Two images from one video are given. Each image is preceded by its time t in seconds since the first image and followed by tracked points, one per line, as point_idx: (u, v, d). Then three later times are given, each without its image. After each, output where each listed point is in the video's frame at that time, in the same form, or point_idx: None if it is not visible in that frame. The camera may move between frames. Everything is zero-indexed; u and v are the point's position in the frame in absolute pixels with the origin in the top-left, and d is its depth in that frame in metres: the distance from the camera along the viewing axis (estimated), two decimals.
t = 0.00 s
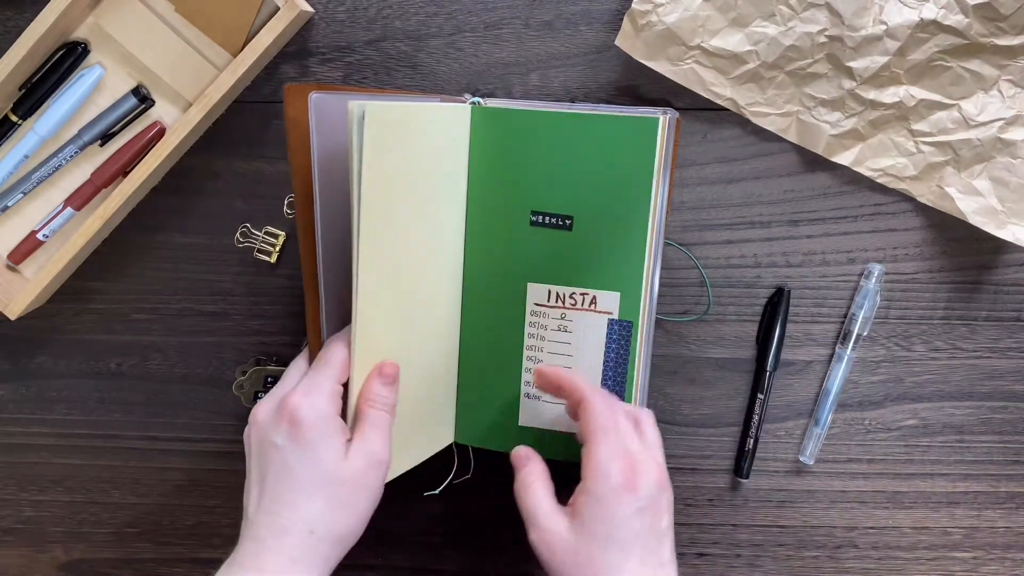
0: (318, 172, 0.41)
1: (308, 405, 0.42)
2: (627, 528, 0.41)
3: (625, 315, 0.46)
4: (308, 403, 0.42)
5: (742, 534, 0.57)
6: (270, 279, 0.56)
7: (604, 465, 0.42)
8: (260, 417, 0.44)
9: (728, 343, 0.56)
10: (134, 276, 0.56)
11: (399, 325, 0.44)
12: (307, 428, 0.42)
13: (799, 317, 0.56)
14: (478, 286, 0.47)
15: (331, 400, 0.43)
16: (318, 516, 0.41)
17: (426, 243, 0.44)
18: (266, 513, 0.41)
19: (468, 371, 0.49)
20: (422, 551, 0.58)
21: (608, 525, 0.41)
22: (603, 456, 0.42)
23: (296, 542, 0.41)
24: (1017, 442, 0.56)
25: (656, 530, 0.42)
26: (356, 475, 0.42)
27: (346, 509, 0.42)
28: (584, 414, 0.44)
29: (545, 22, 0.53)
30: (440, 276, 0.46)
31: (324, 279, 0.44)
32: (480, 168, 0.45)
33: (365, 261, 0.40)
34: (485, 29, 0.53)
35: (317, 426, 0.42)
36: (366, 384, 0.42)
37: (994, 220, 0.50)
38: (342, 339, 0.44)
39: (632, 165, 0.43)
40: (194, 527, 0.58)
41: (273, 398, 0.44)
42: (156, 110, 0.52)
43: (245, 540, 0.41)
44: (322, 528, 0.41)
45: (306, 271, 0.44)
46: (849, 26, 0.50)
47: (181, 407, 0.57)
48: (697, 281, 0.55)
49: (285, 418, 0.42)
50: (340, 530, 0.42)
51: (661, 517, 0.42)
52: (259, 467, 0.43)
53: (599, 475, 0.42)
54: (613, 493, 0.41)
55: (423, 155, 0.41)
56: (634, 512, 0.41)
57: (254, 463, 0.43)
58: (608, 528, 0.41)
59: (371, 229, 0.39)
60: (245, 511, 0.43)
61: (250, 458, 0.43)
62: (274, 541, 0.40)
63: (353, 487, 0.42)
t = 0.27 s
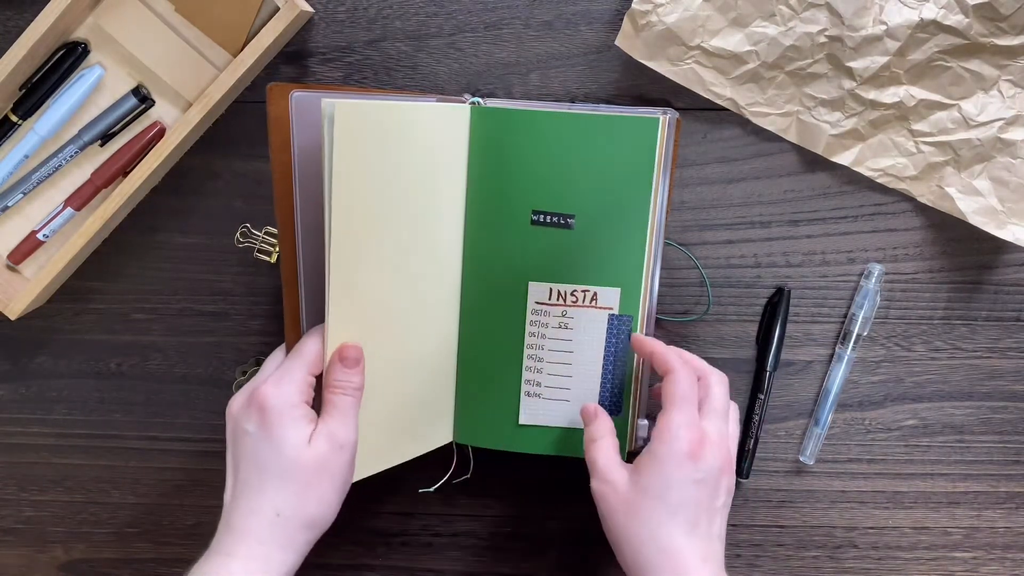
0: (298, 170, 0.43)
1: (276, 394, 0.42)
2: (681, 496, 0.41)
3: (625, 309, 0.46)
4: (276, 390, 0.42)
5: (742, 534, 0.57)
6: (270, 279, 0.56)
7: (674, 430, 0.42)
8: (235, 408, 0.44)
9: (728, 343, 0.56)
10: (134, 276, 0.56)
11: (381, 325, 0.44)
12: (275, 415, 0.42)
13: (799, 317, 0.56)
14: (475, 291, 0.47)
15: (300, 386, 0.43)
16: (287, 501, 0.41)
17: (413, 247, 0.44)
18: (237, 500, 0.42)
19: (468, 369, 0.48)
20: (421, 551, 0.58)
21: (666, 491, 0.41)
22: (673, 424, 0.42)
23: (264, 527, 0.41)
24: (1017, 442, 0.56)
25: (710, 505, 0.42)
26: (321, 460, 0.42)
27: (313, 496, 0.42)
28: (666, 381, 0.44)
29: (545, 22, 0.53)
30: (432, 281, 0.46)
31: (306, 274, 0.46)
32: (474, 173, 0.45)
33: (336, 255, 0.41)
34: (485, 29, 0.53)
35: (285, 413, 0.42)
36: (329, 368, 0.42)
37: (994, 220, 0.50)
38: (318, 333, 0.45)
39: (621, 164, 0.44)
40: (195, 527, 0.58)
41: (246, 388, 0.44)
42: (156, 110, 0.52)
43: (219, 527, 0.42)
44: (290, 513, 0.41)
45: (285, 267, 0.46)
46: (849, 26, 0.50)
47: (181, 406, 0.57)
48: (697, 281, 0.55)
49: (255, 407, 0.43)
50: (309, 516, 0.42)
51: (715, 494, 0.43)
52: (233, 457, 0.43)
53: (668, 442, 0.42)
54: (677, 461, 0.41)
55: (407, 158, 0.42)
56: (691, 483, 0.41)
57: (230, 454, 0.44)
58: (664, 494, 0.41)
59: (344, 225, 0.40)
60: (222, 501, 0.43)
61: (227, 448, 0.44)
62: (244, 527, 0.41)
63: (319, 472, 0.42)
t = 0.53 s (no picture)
0: (293, 170, 0.43)
1: (265, 389, 0.42)
2: (685, 485, 0.41)
3: (624, 311, 0.46)
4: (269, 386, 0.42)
5: (742, 534, 0.57)
6: (270, 279, 0.56)
7: (677, 420, 0.42)
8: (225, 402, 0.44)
9: (728, 343, 0.56)
10: (134, 276, 0.56)
11: (380, 325, 0.44)
12: (268, 410, 0.42)
13: (799, 317, 0.56)
14: (474, 290, 0.47)
15: (293, 381, 0.43)
16: (280, 495, 0.41)
17: (412, 247, 0.44)
18: (229, 495, 0.42)
19: (466, 369, 0.48)
20: (421, 550, 0.58)
21: (669, 479, 0.41)
22: (676, 413, 0.42)
23: (257, 521, 0.41)
24: (1017, 442, 0.56)
25: (714, 495, 0.42)
26: (315, 455, 0.42)
27: (306, 490, 0.42)
28: (669, 371, 0.44)
29: (545, 22, 0.53)
30: (431, 281, 0.45)
31: (303, 273, 0.46)
32: (473, 171, 0.45)
33: (334, 256, 0.41)
34: (485, 29, 0.53)
35: (277, 408, 0.42)
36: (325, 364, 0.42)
37: (994, 220, 0.50)
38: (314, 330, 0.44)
39: (619, 164, 0.44)
40: (194, 527, 0.58)
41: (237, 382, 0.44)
42: (156, 110, 0.52)
43: (211, 522, 0.42)
44: (283, 508, 0.41)
45: (282, 266, 0.46)
46: (849, 26, 0.50)
47: (181, 406, 0.57)
48: (697, 281, 0.55)
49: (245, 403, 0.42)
50: (302, 510, 0.42)
51: (720, 485, 0.42)
52: (223, 452, 0.43)
53: (671, 431, 0.42)
54: (681, 450, 0.41)
55: (406, 158, 0.42)
56: (695, 473, 0.41)
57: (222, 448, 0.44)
58: (667, 482, 0.41)
59: (341, 225, 0.40)
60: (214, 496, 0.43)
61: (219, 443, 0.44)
62: (236, 522, 0.41)
63: (312, 467, 0.42)
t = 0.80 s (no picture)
0: (292, 169, 0.43)
1: (275, 394, 0.41)
2: (691, 478, 0.41)
3: (623, 313, 0.46)
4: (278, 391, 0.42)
5: (742, 534, 0.57)
6: (270, 279, 0.56)
7: (685, 414, 0.42)
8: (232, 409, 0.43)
9: (728, 343, 0.56)
10: (134, 276, 0.56)
11: (381, 326, 0.44)
12: (279, 415, 0.41)
13: (799, 317, 0.56)
14: (473, 290, 0.47)
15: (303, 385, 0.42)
16: (296, 500, 0.41)
17: (411, 247, 0.44)
18: (243, 503, 0.41)
19: (466, 369, 0.48)
20: (421, 551, 0.58)
21: (676, 472, 0.41)
22: (683, 407, 0.43)
23: (274, 527, 0.40)
24: (1017, 442, 0.56)
25: (720, 490, 0.42)
26: (331, 458, 0.42)
27: (322, 493, 0.42)
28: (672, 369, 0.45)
29: (545, 22, 0.53)
30: (431, 281, 0.46)
31: (302, 272, 0.46)
32: (473, 171, 0.45)
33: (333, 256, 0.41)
34: (485, 29, 0.53)
35: (288, 413, 0.41)
36: (332, 370, 0.42)
37: (994, 220, 0.50)
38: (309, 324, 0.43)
39: (618, 165, 0.44)
40: (195, 527, 0.58)
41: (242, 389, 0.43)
42: (156, 110, 0.52)
43: (224, 531, 0.41)
44: (299, 512, 0.41)
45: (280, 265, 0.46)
46: (850, 26, 0.50)
47: (181, 407, 0.57)
48: (697, 281, 0.55)
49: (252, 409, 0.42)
50: (318, 513, 0.42)
51: (726, 481, 0.43)
52: (233, 459, 0.42)
53: (679, 424, 0.42)
54: (689, 443, 0.42)
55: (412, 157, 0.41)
56: (702, 466, 0.42)
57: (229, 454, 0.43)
58: (674, 475, 0.41)
59: (340, 225, 0.40)
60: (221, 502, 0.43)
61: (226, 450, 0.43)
62: (253, 529, 0.40)
63: (327, 470, 0.42)
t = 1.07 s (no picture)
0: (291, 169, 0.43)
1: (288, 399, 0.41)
2: (697, 481, 0.42)
3: (623, 317, 0.46)
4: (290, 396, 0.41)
5: (742, 534, 0.57)
6: (270, 279, 0.56)
7: (692, 417, 0.43)
8: (240, 411, 0.42)
9: (728, 343, 0.56)
10: (134, 276, 0.56)
11: (380, 330, 0.44)
12: (291, 421, 0.41)
13: (800, 317, 0.56)
14: (473, 290, 0.47)
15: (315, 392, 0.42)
16: (306, 507, 0.41)
17: (411, 248, 0.44)
18: (252, 509, 0.41)
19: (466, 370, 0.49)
20: (421, 551, 0.58)
21: (683, 474, 0.42)
22: (691, 410, 0.43)
23: (284, 533, 0.41)
24: (1017, 442, 0.56)
25: (723, 494, 0.42)
26: (343, 465, 0.42)
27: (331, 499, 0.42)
28: (674, 373, 0.45)
29: (545, 22, 0.53)
30: (431, 281, 0.46)
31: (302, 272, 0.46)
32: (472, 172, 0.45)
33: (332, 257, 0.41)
34: (485, 29, 0.53)
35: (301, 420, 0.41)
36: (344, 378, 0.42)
37: (994, 220, 0.50)
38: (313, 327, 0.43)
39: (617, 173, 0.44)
40: (195, 527, 0.58)
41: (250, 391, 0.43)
42: (157, 110, 0.52)
43: (232, 536, 0.41)
44: (309, 518, 0.41)
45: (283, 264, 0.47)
46: (850, 26, 0.50)
47: (181, 407, 0.57)
48: (697, 281, 0.55)
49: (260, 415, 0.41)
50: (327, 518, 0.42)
51: (729, 484, 0.43)
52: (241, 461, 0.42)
53: (687, 426, 0.42)
54: (696, 446, 0.42)
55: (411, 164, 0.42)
56: (708, 470, 0.42)
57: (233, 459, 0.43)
58: (681, 477, 0.42)
59: (338, 226, 0.40)
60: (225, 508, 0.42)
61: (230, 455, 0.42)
62: (263, 534, 0.40)
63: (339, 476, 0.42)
